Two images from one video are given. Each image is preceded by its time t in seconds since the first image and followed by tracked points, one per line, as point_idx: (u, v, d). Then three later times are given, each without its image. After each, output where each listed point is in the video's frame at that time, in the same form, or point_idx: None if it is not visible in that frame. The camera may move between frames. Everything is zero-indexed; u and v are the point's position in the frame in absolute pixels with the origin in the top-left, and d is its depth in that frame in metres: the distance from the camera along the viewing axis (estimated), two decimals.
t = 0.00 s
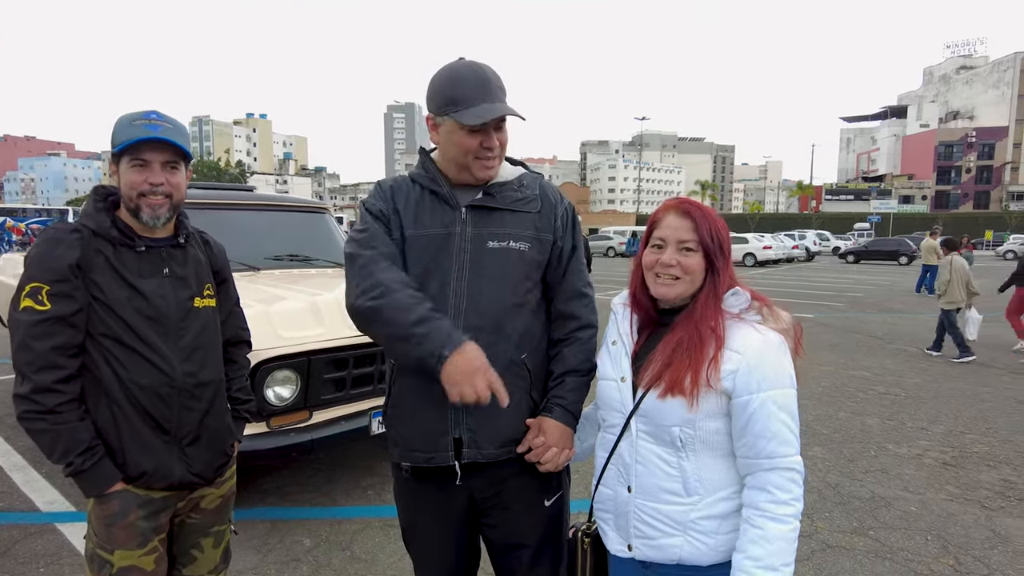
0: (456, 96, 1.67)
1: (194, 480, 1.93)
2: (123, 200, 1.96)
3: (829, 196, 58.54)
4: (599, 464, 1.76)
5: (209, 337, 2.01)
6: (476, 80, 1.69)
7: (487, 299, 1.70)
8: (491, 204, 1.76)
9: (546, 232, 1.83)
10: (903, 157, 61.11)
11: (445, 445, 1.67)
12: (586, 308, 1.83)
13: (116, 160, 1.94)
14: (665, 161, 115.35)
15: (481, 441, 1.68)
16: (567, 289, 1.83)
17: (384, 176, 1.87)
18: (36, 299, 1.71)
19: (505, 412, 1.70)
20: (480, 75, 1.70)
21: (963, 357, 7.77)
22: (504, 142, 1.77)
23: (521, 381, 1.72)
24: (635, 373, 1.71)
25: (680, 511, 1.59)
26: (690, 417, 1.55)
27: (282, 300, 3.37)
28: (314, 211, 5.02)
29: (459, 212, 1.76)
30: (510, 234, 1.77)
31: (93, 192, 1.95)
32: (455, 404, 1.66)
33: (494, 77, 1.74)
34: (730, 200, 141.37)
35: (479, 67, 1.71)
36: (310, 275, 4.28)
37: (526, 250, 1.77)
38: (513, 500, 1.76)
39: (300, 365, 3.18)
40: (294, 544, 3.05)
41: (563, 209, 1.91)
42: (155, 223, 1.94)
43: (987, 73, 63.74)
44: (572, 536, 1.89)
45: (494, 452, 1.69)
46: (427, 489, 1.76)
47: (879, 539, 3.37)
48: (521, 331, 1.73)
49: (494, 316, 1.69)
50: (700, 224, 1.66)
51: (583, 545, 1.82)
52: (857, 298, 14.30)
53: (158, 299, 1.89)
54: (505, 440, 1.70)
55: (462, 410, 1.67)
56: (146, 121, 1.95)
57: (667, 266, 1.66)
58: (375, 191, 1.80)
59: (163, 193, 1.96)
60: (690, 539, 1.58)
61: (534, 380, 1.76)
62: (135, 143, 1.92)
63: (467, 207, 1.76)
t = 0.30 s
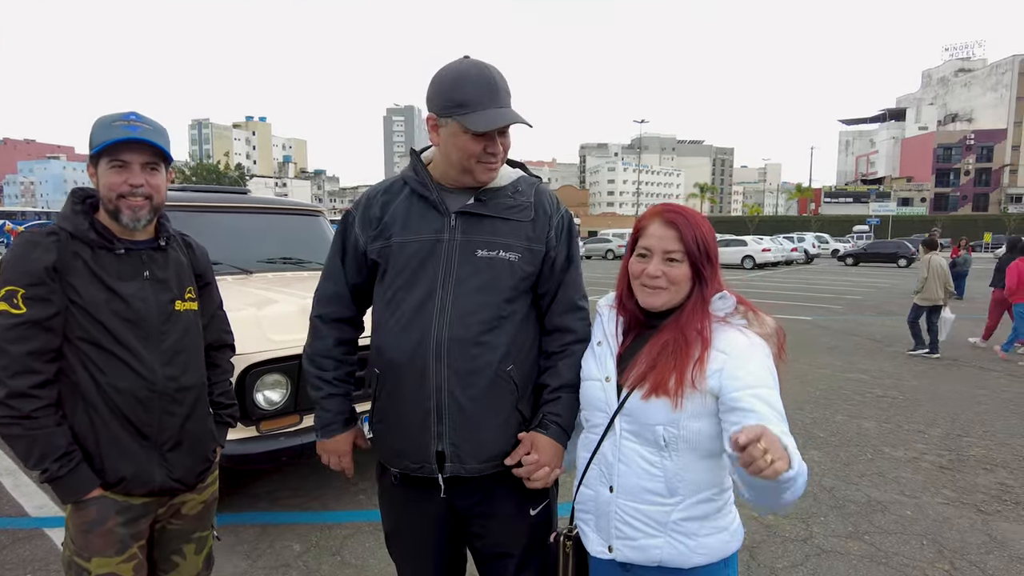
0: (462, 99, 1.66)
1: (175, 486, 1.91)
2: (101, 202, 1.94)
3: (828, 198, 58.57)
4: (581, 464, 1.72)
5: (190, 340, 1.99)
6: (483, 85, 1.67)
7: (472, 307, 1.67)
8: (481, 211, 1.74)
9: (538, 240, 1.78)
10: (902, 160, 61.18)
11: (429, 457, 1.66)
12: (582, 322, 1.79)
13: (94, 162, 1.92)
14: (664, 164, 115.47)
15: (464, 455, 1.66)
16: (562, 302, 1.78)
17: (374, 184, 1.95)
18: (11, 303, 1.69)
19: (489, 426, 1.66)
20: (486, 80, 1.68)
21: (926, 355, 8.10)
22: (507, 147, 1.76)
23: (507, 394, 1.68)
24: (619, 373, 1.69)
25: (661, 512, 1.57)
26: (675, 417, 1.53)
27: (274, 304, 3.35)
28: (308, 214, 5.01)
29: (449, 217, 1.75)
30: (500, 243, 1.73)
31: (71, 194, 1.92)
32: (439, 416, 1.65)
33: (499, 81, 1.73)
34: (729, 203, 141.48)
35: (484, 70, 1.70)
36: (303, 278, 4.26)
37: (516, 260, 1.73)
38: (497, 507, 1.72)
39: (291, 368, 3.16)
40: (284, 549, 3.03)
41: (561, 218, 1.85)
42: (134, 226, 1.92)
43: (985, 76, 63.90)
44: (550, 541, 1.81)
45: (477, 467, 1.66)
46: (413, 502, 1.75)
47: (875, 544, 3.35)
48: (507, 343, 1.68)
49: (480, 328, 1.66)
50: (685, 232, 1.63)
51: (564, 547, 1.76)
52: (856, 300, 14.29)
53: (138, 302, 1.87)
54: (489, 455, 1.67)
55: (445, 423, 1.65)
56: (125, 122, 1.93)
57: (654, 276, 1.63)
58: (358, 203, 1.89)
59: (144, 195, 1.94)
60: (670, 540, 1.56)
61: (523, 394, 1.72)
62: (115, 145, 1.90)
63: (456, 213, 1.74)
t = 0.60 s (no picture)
0: (433, 106, 1.67)
1: (159, 488, 1.91)
2: (82, 204, 1.94)
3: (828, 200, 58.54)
4: (564, 467, 1.72)
5: (174, 342, 1.99)
6: (455, 89, 1.68)
7: (440, 311, 1.67)
8: (455, 213, 1.75)
9: (513, 244, 1.75)
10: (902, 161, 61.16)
11: (394, 459, 1.69)
12: (563, 332, 1.78)
13: (76, 164, 1.92)
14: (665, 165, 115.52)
15: (429, 459, 1.67)
16: (540, 309, 1.77)
17: (367, 184, 2.03)
18: None
19: (456, 431, 1.66)
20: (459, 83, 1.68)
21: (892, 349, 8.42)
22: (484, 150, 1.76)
23: (476, 400, 1.67)
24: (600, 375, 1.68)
25: (643, 512, 1.55)
26: (652, 418, 1.53)
27: (266, 306, 3.35)
28: (303, 216, 5.01)
29: (422, 220, 1.77)
30: (472, 246, 1.73)
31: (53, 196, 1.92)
32: (405, 419, 1.67)
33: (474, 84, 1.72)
34: (730, 205, 141.45)
35: (456, 73, 1.70)
36: (296, 280, 4.25)
37: (487, 264, 1.71)
38: (481, 513, 1.71)
39: (282, 371, 3.16)
40: (276, 552, 3.02)
41: (542, 221, 1.82)
42: (117, 227, 1.92)
43: (985, 78, 63.94)
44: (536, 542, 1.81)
45: (442, 471, 1.66)
46: (393, 510, 1.75)
47: (869, 546, 3.34)
48: (477, 348, 1.67)
49: (448, 331, 1.65)
50: (656, 232, 1.63)
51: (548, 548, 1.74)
52: (854, 302, 14.28)
53: (121, 303, 1.87)
54: (456, 461, 1.66)
55: (411, 427, 1.67)
56: (107, 123, 1.93)
57: (626, 277, 1.64)
58: (350, 204, 1.98)
59: (126, 196, 1.94)
60: (653, 541, 1.54)
61: (498, 401, 1.70)
62: (97, 147, 1.91)
63: (429, 215, 1.76)
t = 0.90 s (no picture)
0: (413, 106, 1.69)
1: (151, 484, 1.92)
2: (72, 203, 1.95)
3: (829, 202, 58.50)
4: (551, 469, 1.73)
5: (165, 340, 2.00)
6: (434, 89, 1.69)
7: (425, 308, 1.68)
8: (441, 210, 1.76)
9: (499, 241, 1.76)
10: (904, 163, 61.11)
11: (378, 456, 1.71)
12: (545, 328, 1.76)
13: (66, 163, 1.93)
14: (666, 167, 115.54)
15: (413, 456, 1.68)
16: (525, 306, 1.76)
17: (362, 183, 2.06)
18: None
19: (440, 428, 1.67)
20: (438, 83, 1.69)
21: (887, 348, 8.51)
22: (468, 147, 1.77)
23: (461, 398, 1.68)
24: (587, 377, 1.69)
25: (627, 518, 1.56)
26: (636, 422, 1.54)
27: (263, 306, 3.36)
28: (301, 217, 5.02)
29: (409, 218, 1.79)
30: (457, 243, 1.74)
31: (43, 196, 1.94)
32: (389, 415, 1.69)
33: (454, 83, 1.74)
34: (731, 206, 141.36)
35: (437, 72, 1.71)
36: (294, 280, 4.26)
37: (473, 261, 1.72)
38: (470, 510, 1.72)
39: (278, 371, 3.16)
40: (271, 551, 3.03)
41: (529, 218, 1.81)
42: (109, 226, 1.93)
43: (986, 80, 63.95)
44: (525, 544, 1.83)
45: (427, 468, 1.68)
46: (380, 505, 1.77)
47: (864, 547, 3.34)
48: (461, 345, 1.68)
49: (433, 328, 1.67)
50: (636, 231, 1.63)
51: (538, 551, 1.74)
52: (855, 303, 14.26)
53: (111, 301, 1.89)
54: (441, 458, 1.68)
55: (396, 424, 1.69)
56: (97, 123, 1.95)
57: (608, 277, 1.65)
58: (344, 203, 2.01)
59: (118, 196, 1.96)
60: (637, 547, 1.55)
61: (484, 399, 1.72)
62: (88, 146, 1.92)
63: (416, 214, 1.78)
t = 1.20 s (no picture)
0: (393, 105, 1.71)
1: (149, 481, 1.93)
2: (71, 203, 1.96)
3: (831, 203, 58.45)
4: (548, 480, 1.76)
5: (162, 339, 2.01)
6: (415, 87, 1.70)
7: (418, 307, 1.69)
8: (431, 208, 1.77)
9: (490, 237, 1.77)
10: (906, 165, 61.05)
11: (375, 454, 1.72)
12: (535, 322, 1.75)
13: (67, 164, 1.94)
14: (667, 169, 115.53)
15: (409, 453, 1.70)
16: (515, 301, 1.77)
17: (356, 186, 2.08)
18: None
19: (435, 425, 1.68)
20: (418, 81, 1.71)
21: (882, 348, 8.68)
22: (450, 144, 1.78)
23: (456, 395, 1.69)
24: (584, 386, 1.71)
25: (622, 537, 1.57)
26: (631, 438, 1.54)
27: (263, 306, 3.38)
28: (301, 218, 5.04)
29: (401, 218, 1.81)
30: (448, 241, 1.75)
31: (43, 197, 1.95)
32: (385, 413, 1.70)
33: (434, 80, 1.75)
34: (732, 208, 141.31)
35: (418, 71, 1.72)
36: (294, 281, 4.28)
37: (464, 258, 1.74)
38: (466, 507, 1.73)
39: (278, 370, 3.18)
40: (271, 550, 3.04)
41: (520, 213, 1.82)
42: (111, 225, 1.95)
43: (988, 81, 63.90)
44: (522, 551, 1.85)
45: (423, 465, 1.69)
46: (377, 502, 1.78)
47: (863, 547, 3.34)
48: (454, 342, 1.69)
49: (427, 326, 1.68)
50: (625, 233, 1.63)
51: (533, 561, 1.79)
52: (856, 305, 14.26)
53: (108, 300, 1.90)
54: (437, 455, 1.69)
55: (391, 421, 1.70)
56: (98, 124, 1.97)
57: (600, 280, 1.66)
58: (337, 207, 2.03)
59: (120, 196, 1.98)
60: (631, 567, 1.55)
61: (479, 396, 1.73)
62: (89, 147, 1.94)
63: (407, 213, 1.79)
